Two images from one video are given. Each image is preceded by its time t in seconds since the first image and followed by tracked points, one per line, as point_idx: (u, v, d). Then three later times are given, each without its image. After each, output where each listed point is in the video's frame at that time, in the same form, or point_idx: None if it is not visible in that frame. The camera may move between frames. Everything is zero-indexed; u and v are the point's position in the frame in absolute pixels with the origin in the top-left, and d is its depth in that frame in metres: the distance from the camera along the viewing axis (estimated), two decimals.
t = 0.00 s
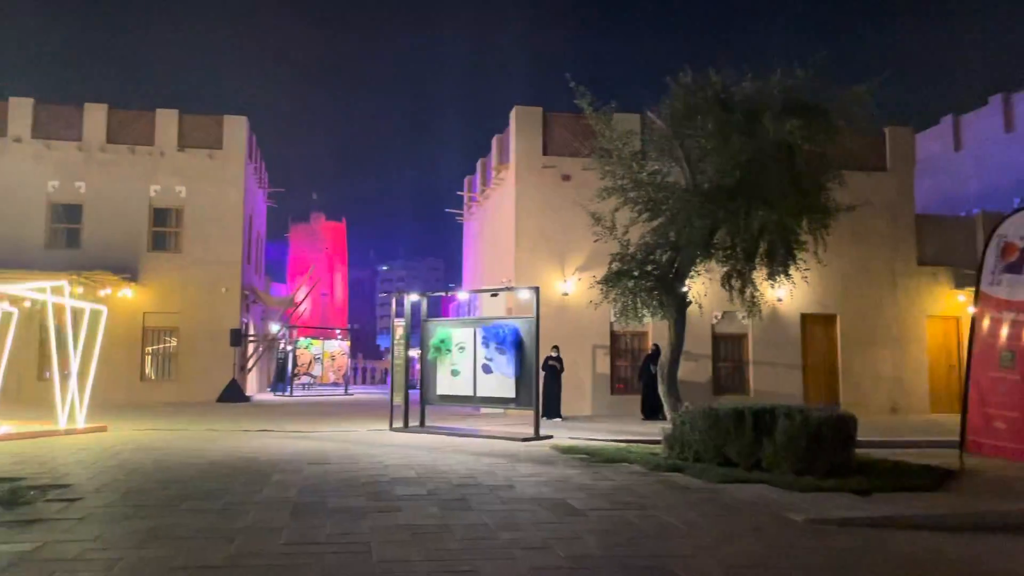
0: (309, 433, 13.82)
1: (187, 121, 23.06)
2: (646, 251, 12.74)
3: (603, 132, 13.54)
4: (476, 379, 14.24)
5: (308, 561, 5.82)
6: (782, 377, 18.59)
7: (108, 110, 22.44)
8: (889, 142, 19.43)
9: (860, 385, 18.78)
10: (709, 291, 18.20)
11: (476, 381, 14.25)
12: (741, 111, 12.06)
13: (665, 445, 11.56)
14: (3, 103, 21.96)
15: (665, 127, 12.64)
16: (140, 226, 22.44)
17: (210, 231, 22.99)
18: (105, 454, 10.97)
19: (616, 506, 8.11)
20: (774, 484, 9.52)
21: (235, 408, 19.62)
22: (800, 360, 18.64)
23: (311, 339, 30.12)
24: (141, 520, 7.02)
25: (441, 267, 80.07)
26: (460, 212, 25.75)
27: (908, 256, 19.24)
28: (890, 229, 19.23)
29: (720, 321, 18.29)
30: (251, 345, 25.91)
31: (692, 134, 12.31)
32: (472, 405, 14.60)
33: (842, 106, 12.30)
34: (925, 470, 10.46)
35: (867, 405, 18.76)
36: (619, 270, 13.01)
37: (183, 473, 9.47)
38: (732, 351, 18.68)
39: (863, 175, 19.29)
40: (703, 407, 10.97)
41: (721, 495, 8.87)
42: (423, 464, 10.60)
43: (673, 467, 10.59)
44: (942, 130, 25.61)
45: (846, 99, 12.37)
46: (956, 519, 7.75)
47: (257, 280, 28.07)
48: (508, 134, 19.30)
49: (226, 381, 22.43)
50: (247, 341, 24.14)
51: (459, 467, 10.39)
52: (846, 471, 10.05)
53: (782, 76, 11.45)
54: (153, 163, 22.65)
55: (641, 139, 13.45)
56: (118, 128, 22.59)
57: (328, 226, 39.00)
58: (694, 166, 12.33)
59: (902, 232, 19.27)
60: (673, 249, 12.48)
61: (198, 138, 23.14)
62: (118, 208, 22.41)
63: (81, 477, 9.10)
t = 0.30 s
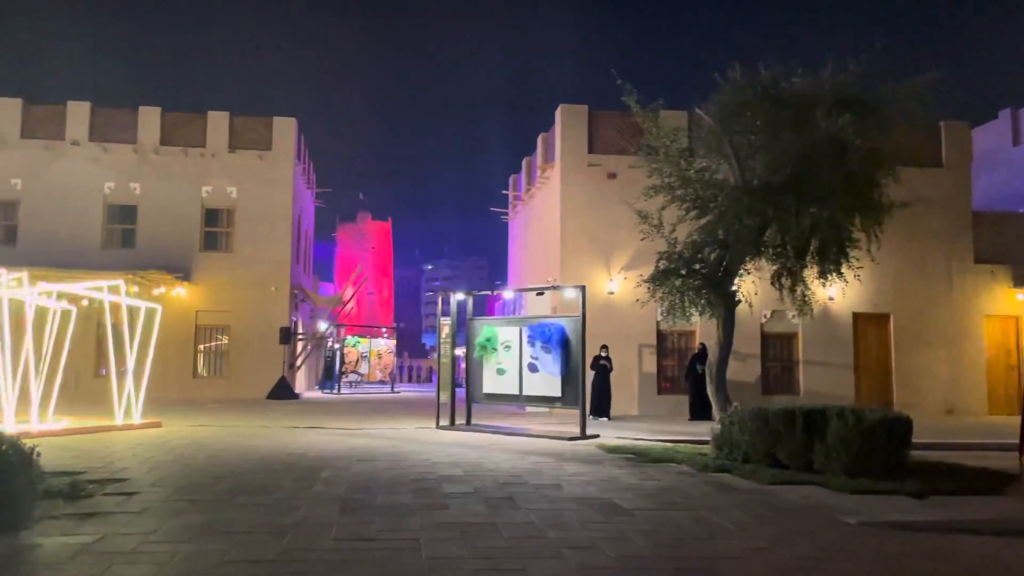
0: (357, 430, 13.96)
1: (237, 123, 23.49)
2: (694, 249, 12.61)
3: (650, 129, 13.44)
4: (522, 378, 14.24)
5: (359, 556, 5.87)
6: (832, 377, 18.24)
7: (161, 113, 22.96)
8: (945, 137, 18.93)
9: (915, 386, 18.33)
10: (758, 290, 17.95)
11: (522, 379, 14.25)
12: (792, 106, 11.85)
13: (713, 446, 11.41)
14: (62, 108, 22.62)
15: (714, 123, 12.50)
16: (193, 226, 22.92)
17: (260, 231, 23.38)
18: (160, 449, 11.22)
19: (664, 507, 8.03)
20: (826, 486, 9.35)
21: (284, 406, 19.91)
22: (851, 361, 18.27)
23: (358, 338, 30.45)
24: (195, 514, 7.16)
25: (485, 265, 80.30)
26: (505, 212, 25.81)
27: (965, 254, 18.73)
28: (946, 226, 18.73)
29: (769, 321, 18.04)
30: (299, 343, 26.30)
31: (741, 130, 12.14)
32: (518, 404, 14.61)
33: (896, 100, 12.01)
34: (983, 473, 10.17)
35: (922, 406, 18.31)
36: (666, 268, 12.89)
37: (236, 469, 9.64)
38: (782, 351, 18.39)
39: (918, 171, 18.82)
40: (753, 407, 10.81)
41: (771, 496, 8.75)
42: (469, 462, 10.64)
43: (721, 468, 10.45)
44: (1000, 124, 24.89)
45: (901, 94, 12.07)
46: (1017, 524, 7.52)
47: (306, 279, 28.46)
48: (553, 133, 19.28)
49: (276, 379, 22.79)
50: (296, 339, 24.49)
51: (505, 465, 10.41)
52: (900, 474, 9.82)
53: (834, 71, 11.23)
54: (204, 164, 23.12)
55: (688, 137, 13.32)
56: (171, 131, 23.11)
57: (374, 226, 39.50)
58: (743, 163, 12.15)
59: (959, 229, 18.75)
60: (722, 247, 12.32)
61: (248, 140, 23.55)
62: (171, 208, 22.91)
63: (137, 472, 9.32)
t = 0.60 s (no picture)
0: (396, 428, 14.06)
1: (277, 124, 23.79)
2: (735, 246, 12.48)
3: (690, 124, 13.33)
4: (560, 376, 14.21)
5: (400, 553, 5.90)
6: (876, 376, 17.93)
7: (204, 115, 23.35)
8: (993, 130, 18.48)
9: (963, 385, 17.94)
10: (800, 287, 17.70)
11: (560, 378, 14.22)
12: (836, 100, 11.65)
13: (755, 445, 11.28)
14: (107, 111, 23.10)
15: (755, 119, 12.38)
16: (234, 226, 23.25)
17: (299, 230, 23.64)
18: (203, 446, 11.40)
19: (706, 506, 7.96)
20: (871, 486, 9.19)
21: (324, 403, 20.11)
22: (896, 359, 17.95)
23: (395, 337, 30.77)
24: (240, 510, 7.26)
25: (521, 263, 80.31)
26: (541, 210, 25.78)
27: (1014, 250, 18.27)
28: (994, 221, 18.30)
29: (811, 318, 17.79)
30: (338, 341, 26.53)
31: (783, 125, 11.98)
32: (556, 402, 14.58)
33: (944, 92, 11.75)
34: None
35: (970, 405, 17.91)
36: (706, 265, 12.77)
37: (278, 466, 9.76)
38: (824, 348, 18.13)
39: (965, 165, 18.40)
40: (796, 406, 10.66)
41: (815, 497, 8.63)
42: (508, 460, 10.65)
43: (763, 467, 10.33)
44: None
45: (948, 86, 11.81)
46: None
47: (344, 278, 28.73)
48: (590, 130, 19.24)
49: (316, 376, 23.03)
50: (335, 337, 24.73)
51: (544, 463, 10.39)
52: (949, 475, 9.62)
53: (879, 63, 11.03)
54: (245, 165, 23.45)
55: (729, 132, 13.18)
56: (213, 132, 23.48)
57: (411, 224, 39.80)
58: (785, 158, 11.99)
59: (1008, 224, 18.31)
60: (763, 244, 12.19)
61: (288, 140, 23.84)
62: (213, 208, 23.27)
63: (182, 468, 9.48)
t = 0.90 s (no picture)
0: (423, 425, 14.13)
1: (304, 124, 23.97)
2: (763, 242, 12.38)
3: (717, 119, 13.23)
4: (586, 373, 14.19)
5: (429, 549, 5.93)
6: (908, 372, 17.70)
7: (232, 115, 23.59)
8: None
9: (997, 381, 17.66)
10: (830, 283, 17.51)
11: (586, 375, 14.20)
12: (866, 94, 11.49)
13: (784, 442, 11.17)
14: (137, 112, 23.41)
15: (783, 114, 12.26)
16: (263, 224, 23.46)
17: (326, 229, 23.81)
18: (233, 442, 11.53)
19: (735, 504, 7.92)
20: (903, 484, 9.06)
21: (352, 400, 20.24)
22: (928, 355, 17.70)
23: (422, 333, 30.93)
24: (269, 506, 7.33)
25: (547, 260, 80.26)
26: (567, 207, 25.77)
27: None
28: None
29: (840, 314, 17.61)
30: (365, 338, 26.69)
31: (812, 120, 11.84)
32: (582, 399, 14.56)
33: (977, 85, 11.55)
34: None
35: (1004, 402, 17.62)
36: (734, 262, 12.67)
37: (307, 462, 9.85)
38: (854, 345, 17.93)
39: (999, 158, 18.08)
40: (825, 402, 10.54)
41: (846, 495, 8.53)
42: (535, 457, 10.67)
43: (793, 465, 10.22)
44: None
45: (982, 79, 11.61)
46: None
47: (371, 276, 28.91)
48: (616, 126, 19.18)
49: (343, 373, 23.18)
50: (362, 335, 24.88)
51: (571, 460, 10.38)
52: (983, 473, 9.46)
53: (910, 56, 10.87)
54: (273, 165, 23.65)
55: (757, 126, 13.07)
56: (241, 132, 23.71)
57: (436, 222, 39.97)
58: (814, 153, 11.85)
59: None
60: (792, 239, 12.08)
61: (315, 139, 24.01)
62: (241, 207, 23.50)
63: (213, 464, 9.59)
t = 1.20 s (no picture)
0: (445, 422, 14.16)
1: (325, 123, 24.12)
2: (785, 237, 12.29)
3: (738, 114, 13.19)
4: (607, 369, 14.16)
5: (452, 545, 5.95)
6: (934, 368, 17.51)
7: (254, 114, 23.77)
8: None
9: None
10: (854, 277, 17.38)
11: (607, 371, 14.17)
12: (890, 87, 11.37)
13: (807, 439, 11.06)
14: (161, 112, 23.66)
15: (804, 108, 12.16)
16: (285, 223, 23.62)
17: (348, 227, 23.93)
18: (257, 439, 11.64)
19: (757, 501, 7.88)
20: (928, 481, 8.98)
21: (373, 397, 20.32)
22: (954, 351, 17.51)
23: (442, 330, 31.00)
24: (293, 502, 7.38)
25: (567, 257, 80.13)
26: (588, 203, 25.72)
27: None
28: None
29: (864, 309, 17.46)
30: (386, 335, 26.80)
31: (835, 113, 11.72)
32: (604, 395, 14.53)
33: (1002, 76, 11.40)
34: None
35: None
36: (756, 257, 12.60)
37: (331, 458, 9.93)
38: (878, 340, 17.76)
39: None
40: (849, 398, 10.46)
41: (870, 492, 8.47)
42: (557, 453, 10.67)
43: (816, 462, 10.14)
44: None
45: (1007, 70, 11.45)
46: None
47: (392, 274, 29.02)
48: (636, 121, 19.13)
49: (365, 370, 23.27)
50: (384, 332, 24.99)
51: (593, 457, 10.37)
52: (1010, 470, 9.34)
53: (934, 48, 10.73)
54: (294, 163, 23.80)
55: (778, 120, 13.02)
56: (263, 131, 23.88)
57: (456, 219, 40.07)
58: (837, 147, 11.75)
59: None
60: (814, 235, 11.98)
61: (336, 138, 24.13)
62: (263, 206, 23.67)
63: (237, 460, 9.67)
